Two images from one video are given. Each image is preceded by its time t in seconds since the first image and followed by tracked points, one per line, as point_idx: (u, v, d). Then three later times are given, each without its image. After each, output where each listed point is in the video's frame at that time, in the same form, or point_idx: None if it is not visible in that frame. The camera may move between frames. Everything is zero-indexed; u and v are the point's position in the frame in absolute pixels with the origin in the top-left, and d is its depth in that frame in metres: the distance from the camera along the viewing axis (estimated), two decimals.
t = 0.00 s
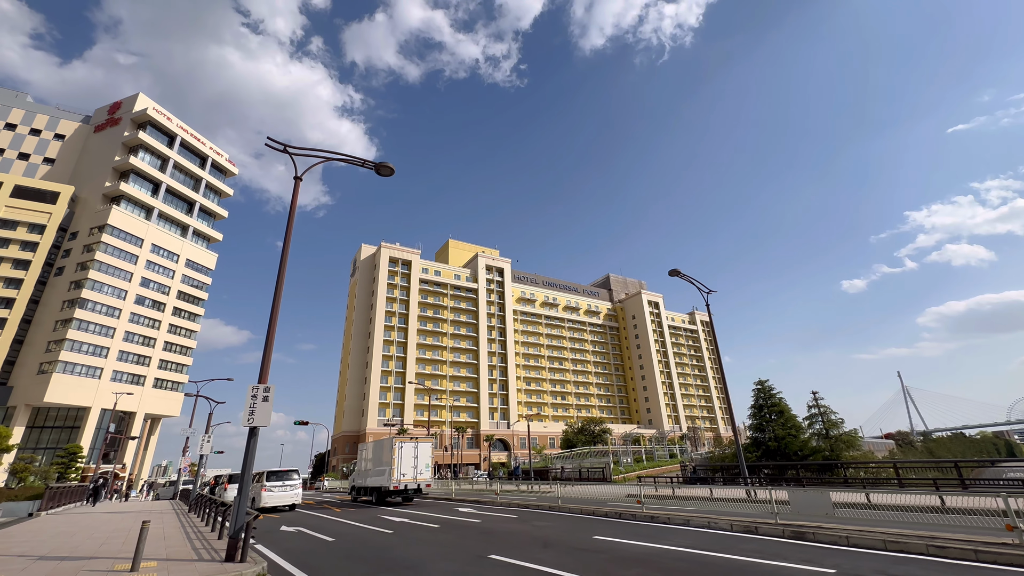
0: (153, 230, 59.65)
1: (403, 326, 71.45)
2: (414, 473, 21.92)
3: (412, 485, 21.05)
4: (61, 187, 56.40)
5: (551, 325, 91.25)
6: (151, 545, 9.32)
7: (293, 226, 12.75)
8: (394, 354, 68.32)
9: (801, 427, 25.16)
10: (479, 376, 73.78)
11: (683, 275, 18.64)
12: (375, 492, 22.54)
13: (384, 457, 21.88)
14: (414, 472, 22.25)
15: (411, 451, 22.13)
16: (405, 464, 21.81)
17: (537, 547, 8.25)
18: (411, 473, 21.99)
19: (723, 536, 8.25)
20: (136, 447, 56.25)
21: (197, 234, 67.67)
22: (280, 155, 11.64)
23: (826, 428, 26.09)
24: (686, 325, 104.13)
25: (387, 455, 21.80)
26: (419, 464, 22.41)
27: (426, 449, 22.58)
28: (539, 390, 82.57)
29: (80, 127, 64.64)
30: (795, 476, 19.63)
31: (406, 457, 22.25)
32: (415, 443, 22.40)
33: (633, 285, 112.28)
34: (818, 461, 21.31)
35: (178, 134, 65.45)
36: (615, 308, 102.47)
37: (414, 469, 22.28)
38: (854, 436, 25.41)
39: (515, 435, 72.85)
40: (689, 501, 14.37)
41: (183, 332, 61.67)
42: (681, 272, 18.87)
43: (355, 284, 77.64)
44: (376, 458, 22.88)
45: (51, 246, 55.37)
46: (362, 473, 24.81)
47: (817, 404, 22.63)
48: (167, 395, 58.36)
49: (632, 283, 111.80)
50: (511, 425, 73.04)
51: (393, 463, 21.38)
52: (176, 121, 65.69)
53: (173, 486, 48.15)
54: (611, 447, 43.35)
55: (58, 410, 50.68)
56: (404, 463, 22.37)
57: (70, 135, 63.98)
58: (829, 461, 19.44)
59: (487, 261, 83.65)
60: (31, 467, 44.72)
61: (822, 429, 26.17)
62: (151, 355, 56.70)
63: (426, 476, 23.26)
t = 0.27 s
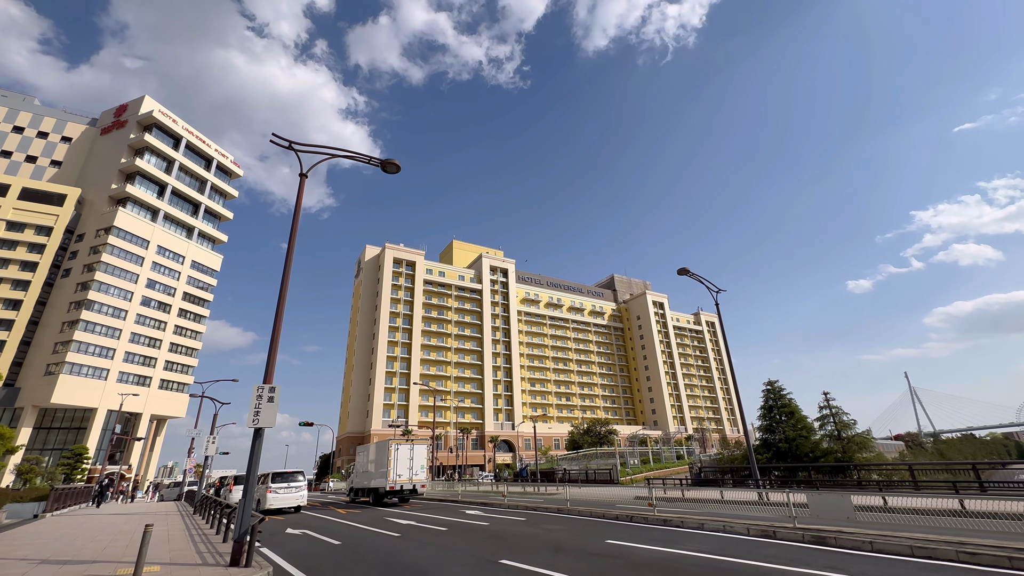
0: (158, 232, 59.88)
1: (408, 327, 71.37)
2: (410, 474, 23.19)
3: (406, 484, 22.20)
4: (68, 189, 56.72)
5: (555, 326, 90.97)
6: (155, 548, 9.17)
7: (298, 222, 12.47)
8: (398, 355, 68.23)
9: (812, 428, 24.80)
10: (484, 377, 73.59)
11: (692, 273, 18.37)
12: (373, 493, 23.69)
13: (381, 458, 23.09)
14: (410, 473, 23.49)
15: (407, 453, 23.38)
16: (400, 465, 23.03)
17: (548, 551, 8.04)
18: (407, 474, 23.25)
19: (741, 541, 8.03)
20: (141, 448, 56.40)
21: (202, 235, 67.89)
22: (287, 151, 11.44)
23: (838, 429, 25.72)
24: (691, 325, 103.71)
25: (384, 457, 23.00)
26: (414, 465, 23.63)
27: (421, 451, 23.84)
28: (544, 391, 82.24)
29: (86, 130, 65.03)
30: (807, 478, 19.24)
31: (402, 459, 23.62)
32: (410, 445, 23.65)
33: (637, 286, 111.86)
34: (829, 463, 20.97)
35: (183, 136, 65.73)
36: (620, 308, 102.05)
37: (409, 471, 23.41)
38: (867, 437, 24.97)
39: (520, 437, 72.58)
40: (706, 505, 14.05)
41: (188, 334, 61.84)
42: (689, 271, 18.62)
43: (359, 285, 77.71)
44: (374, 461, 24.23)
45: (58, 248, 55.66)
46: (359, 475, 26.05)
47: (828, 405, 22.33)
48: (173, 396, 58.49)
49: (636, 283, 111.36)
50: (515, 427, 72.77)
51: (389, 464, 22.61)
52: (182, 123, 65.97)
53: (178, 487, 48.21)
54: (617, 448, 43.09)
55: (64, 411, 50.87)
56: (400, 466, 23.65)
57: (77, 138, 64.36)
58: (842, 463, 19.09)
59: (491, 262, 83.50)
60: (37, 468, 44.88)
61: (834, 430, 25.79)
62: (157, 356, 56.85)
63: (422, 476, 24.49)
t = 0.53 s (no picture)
0: (164, 233, 60.09)
1: (412, 327, 71.32)
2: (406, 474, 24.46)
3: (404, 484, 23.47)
4: (74, 190, 56.99)
5: (559, 326, 90.70)
6: (160, 549, 9.02)
7: (303, 217, 12.28)
8: (403, 355, 68.18)
9: (822, 428, 24.48)
10: (488, 377, 73.44)
11: (701, 271, 18.17)
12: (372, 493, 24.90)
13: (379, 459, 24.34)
14: (407, 474, 24.77)
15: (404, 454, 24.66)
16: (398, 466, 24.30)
17: (560, 552, 7.83)
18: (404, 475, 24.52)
19: (760, 543, 7.80)
20: (147, 448, 56.56)
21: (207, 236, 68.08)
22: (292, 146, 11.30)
23: (849, 428, 25.42)
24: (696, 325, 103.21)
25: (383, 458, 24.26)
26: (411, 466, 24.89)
27: (417, 452, 25.14)
28: (548, 392, 81.96)
29: (92, 131, 65.33)
30: (818, 478, 18.93)
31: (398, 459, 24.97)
32: (407, 447, 24.94)
33: (641, 286, 111.40)
34: (841, 463, 20.67)
35: (188, 137, 65.92)
36: (624, 308, 101.63)
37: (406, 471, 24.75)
38: (879, 437, 24.63)
39: (525, 437, 72.38)
40: (718, 504, 13.91)
41: (194, 334, 62.01)
42: (698, 269, 18.43)
43: (363, 286, 77.74)
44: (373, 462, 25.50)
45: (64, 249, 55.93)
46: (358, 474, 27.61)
47: (839, 404, 22.05)
48: (178, 396, 58.63)
49: (641, 283, 110.90)
50: (520, 427, 72.57)
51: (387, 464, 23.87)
52: (186, 124, 66.17)
53: (184, 487, 48.31)
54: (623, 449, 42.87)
55: (71, 411, 51.06)
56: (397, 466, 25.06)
57: (83, 139, 64.68)
58: (854, 463, 18.80)
59: (495, 262, 83.33)
60: (44, 468, 45.03)
61: (846, 430, 25.50)
62: (163, 357, 56.99)
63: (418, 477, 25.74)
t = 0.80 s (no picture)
0: (169, 233, 60.28)
1: (416, 327, 71.26)
2: (403, 475, 25.54)
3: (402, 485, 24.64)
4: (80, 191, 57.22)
5: (564, 326, 90.38)
6: (164, 551, 8.86)
7: (309, 211, 12.07)
8: (407, 356, 68.13)
9: (834, 428, 24.10)
10: (492, 377, 73.26)
11: (712, 269, 17.83)
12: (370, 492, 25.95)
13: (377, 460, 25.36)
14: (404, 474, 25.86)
15: (401, 456, 25.68)
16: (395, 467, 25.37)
17: (572, 556, 7.60)
18: (401, 476, 25.64)
19: (778, 547, 7.57)
20: (153, 448, 56.69)
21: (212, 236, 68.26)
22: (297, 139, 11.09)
23: (861, 429, 25.10)
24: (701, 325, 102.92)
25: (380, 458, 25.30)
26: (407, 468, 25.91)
27: (414, 453, 26.17)
28: (552, 392, 81.64)
29: (98, 133, 65.62)
30: (830, 480, 18.60)
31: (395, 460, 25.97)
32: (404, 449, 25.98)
33: (646, 285, 110.93)
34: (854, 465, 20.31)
35: (193, 138, 66.08)
36: (629, 308, 101.21)
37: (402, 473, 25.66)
38: (892, 437, 24.27)
39: (529, 437, 72.15)
40: (729, 506, 13.72)
41: (199, 334, 62.16)
42: (708, 266, 18.09)
43: (367, 286, 77.73)
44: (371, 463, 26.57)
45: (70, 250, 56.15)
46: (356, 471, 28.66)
47: (851, 405, 21.72)
48: (183, 396, 58.75)
49: (645, 283, 110.45)
50: (524, 427, 72.37)
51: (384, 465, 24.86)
52: (191, 125, 66.35)
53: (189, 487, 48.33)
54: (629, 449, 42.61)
55: (77, 411, 51.21)
56: (394, 466, 26.09)
57: (89, 140, 64.98)
58: (868, 465, 18.47)
59: (499, 262, 83.10)
60: (50, 468, 45.18)
61: (859, 430, 25.18)
62: (168, 357, 57.12)
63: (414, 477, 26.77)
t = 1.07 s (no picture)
0: (174, 233, 60.44)
1: (420, 327, 71.17)
2: (401, 475, 25.78)
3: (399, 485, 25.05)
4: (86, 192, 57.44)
5: (567, 326, 90.11)
6: (169, 552, 8.73)
7: (315, 206, 11.89)
8: (410, 355, 68.05)
9: (845, 429, 23.78)
10: (496, 377, 73.07)
11: (722, 266, 17.58)
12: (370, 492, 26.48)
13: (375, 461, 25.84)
14: (402, 474, 26.14)
15: (398, 456, 25.87)
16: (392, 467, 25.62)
17: (586, 557, 7.40)
18: (399, 476, 26.21)
19: (798, 549, 7.37)
20: (158, 448, 56.86)
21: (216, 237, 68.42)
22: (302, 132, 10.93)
23: (873, 429, 24.78)
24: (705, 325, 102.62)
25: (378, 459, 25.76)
26: (405, 468, 26.08)
27: (412, 454, 26.31)
28: (556, 392, 81.41)
29: (103, 133, 65.87)
30: (841, 480, 18.26)
31: (392, 461, 26.33)
32: (402, 449, 26.13)
33: (650, 285, 110.55)
34: (866, 465, 20.04)
35: (197, 138, 66.24)
36: (633, 308, 100.82)
37: (402, 472, 26.47)
38: (905, 437, 23.91)
39: (533, 437, 71.96)
40: (740, 507, 13.48)
41: (203, 334, 62.30)
42: (718, 263, 17.77)
43: (371, 286, 77.72)
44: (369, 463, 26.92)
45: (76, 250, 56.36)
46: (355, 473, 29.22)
47: (862, 405, 21.39)
48: (188, 396, 58.89)
49: (649, 282, 110.08)
50: (528, 427, 72.17)
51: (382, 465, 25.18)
52: (196, 125, 66.51)
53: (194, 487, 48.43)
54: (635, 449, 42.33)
55: (83, 411, 51.40)
56: (391, 467, 26.54)
57: (94, 141, 65.21)
58: (880, 466, 18.19)
59: (502, 262, 82.93)
60: (56, 467, 45.35)
61: (870, 430, 24.87)
62: (173, 357, 57.25)
63: (412, 477, 26.99)
